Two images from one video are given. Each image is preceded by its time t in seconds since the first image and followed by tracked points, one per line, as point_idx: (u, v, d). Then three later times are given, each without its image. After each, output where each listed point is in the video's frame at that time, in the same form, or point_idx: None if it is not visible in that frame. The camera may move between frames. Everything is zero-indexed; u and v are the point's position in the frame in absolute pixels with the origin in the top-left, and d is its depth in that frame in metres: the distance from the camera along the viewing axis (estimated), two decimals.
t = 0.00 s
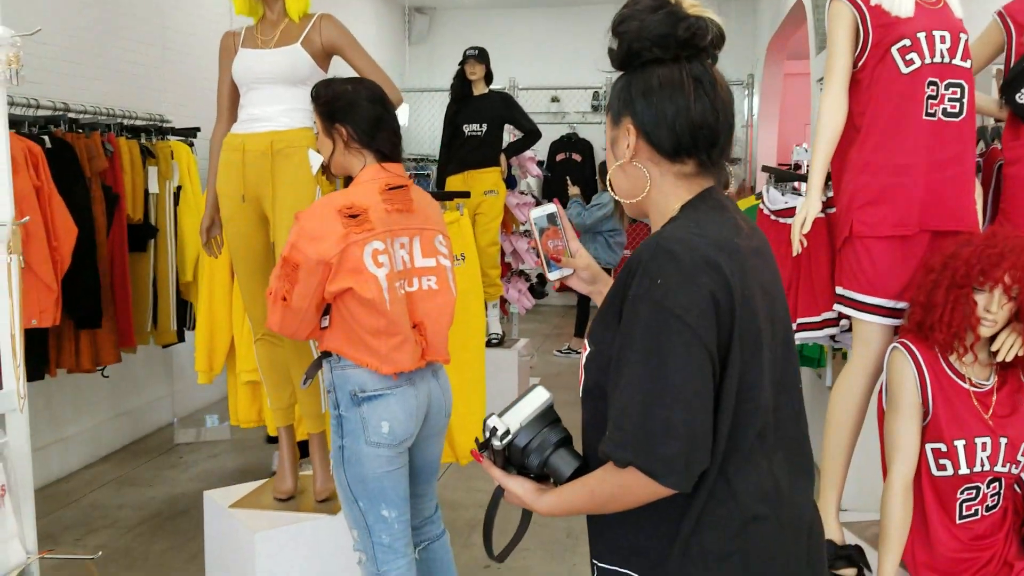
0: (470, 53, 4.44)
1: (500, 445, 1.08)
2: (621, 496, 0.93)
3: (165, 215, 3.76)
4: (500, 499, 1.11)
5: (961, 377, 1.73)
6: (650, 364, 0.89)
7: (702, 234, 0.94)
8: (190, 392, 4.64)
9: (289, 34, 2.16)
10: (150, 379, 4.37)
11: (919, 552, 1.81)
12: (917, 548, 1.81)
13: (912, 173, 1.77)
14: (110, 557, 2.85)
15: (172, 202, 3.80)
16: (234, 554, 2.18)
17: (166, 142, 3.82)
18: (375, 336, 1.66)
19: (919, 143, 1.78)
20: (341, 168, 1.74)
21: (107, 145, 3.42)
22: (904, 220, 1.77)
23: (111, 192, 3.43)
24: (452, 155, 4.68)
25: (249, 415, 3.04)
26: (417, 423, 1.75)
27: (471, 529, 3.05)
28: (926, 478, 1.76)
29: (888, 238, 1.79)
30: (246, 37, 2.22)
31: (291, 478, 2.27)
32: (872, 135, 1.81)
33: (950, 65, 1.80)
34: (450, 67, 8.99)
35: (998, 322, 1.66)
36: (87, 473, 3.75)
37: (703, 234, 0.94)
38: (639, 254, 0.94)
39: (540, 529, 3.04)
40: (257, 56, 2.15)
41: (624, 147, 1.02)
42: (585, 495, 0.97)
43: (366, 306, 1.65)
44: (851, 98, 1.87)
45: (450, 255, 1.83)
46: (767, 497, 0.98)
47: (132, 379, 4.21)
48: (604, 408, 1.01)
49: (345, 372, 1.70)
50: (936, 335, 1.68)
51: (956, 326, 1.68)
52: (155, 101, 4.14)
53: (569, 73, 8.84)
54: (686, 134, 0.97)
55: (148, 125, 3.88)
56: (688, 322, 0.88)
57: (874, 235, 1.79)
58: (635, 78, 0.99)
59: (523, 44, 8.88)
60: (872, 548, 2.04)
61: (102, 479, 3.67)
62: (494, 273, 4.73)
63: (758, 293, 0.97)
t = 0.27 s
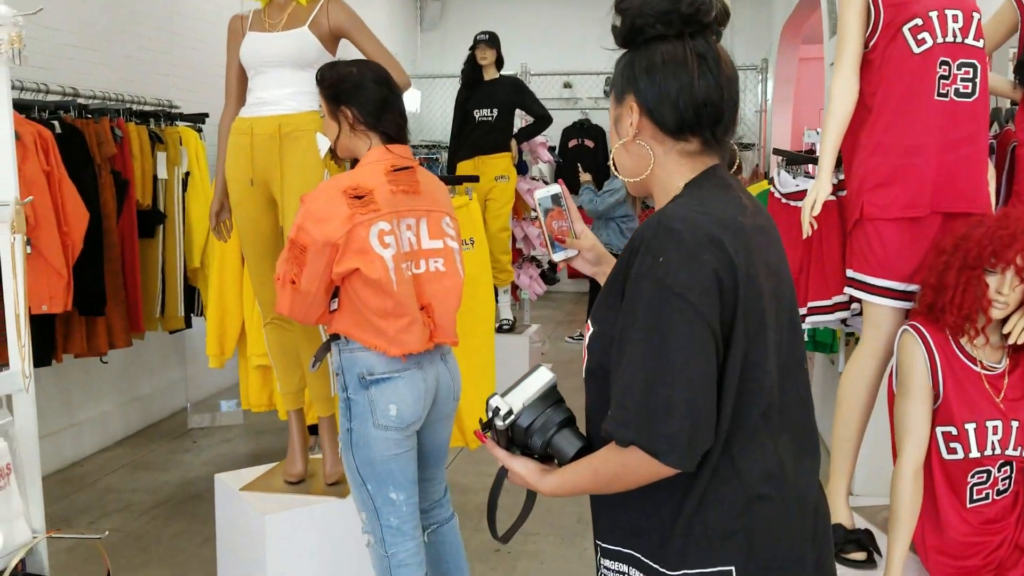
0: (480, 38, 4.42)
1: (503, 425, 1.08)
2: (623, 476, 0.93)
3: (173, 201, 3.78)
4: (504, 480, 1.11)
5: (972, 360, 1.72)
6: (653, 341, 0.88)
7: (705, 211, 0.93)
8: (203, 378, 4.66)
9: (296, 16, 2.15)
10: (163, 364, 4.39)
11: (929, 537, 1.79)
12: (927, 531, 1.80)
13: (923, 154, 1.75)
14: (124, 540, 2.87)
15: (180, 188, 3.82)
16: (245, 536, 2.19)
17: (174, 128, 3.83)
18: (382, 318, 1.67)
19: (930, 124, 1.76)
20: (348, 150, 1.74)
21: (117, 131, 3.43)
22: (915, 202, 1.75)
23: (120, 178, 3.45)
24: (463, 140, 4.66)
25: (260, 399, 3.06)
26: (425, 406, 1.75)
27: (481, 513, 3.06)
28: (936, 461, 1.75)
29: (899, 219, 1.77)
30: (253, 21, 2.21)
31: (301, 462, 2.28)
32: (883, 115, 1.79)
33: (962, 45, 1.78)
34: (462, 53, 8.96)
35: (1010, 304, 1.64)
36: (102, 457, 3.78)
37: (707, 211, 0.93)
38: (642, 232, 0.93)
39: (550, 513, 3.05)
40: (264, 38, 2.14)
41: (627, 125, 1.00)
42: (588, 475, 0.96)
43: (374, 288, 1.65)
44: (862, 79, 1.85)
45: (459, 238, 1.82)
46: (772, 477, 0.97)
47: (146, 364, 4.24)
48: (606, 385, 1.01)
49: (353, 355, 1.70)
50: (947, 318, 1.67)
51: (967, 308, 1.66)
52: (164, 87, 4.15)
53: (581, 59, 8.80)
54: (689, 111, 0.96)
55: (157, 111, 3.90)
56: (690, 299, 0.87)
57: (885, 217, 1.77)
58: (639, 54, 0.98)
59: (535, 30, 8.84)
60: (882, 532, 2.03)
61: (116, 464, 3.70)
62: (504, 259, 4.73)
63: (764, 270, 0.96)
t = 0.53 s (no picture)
0: (485, 22, 4.39)
1: (506, 408, 1.07)
2: (627, 457, 0.92)
3: (179, 187, 3.77)
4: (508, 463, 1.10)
5: (982, 341, 1.70)
6: (656, 321, 0.87)
7: (709, 190, 0.91)
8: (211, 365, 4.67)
9: None
10: (171, 352, 4.40)
11: (938, 520, 1.75)
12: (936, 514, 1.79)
13: (932, 133, 1.73)
14: (132, 526, 2.88)
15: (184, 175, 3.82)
16: (251, 521, 2.19)
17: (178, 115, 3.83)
18: (387, 302, 1.66)
19: (940, 103, 1.74)
20: (350, 133, 1.72)
21: (121, 118, 3.42)
22: (924, 182, 1.73)
23: (124, 164, 3.44)
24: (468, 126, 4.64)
25: (266, 385, 3.06)
26: (431, 391, 1.74)
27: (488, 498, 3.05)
28: (944, 443, 1.74)
29: (907, 200, 1.75)
30: (255, 4, 2.19)
31: (307, 447, 2.28)
32: (891, 94, 1.77)
33: (972, 22, 1.75)
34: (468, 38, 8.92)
35: (1020, 284, 1.62)
36: (110, 444, 3.79)
37: (711, 189, 0.91)
38: (645, 211, 0.92)
39: (558, 498, 3.04)
40: (265, 22, 2.13)
41: (631, 102, 0.98)
42: (592, 457, 0.95)
43: (379, 272, 1.64)
44: (870, 58, 1.83)
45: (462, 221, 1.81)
46: (777, 458, 0.96)
47: (154, 351, 4.25)
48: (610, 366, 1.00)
49: (358, 340, 1.69)
50: (956, 298, 1.65)
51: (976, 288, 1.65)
52: (168, 74, 4.14)
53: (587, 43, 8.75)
54: (694, 88, 0.94)
55: (162, 98, 3.89)
56: (694, 278, 0.86)
57: (893, 198, 1.75)
58: (643, 30, 0.96)
59: (541, 15, 8.79)
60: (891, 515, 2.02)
61: (125, 450, 3.71)
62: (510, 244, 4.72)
63: (769, 248, 0.94)
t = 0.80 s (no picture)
0: (493, 14, 4.38)
1: (512, 401, 1.07)
2: (634, 450, 0.91)
3: (190, 180, 3.79)
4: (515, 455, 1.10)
5: (992, 334, 1.69)
6: (663, 313, 0.86)
7: (717, 180, 0.90)
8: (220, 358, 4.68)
9: None
10: (180, 345, 4.41)
11: (948, 514, 1.75)
12: (945, 507, 1.78)
13: (942, 124, 1.72)
14: (141, 517, 2.89)
15: (195, 167, 3.83)
16: (259, 513, 2.19)
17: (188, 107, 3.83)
18: (395, 295, 1.66)
19: (951, 94, 1.72)
20: (356, 126, 1.72)
21: (130, 111, 3.43)
22: (933, 173, 1.72)
23: (135, 157, 3.45)
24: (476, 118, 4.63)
25: (274, 377, 3.07)
26: (438, 384, 1.74)
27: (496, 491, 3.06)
28: (954, 437, 1.73)
29: (917, 191, 1.74)
30: None
31: (315, 440, 2.28)
32: (901, 84, 1.75)
33: (983, 11, 1.73)
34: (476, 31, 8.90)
35: None
36: (120, 436, 3.81)
37: (720, 180, 0.90)
38: (653, 201, 0.91)
39: (565, 491, 3.04)
40: (271, 14, 2.12)
41: (639, 93, 0.98)
42: (599, 450, 0.95)
43: (387, 265, 1.64)
44: (880, 49, 1.81)
45: (470, 213, 1.80)
46: (784, 451, 0.96)
47: (164, 344, 4.26)
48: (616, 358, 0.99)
49: (365, 332, 1.69)
50: (967, 291, 1.64)
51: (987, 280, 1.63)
52: (177, 68, 4.14)
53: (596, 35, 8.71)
54: (703, 78, 0.93)
55: (171, 91, 3.90)
56: (702, 270, 0.85)
57: (902, 189, 1.74)
58: (652, 19, 0.95)
59: (550, 7, 8.76)
60: (899, 508, 2.01)
61: (134, 442, 3.72)
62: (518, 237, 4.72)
63: (778, 239, 0.93)
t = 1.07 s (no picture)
0: (502, 12, 4.38)
1: (518, 397, 1.07)
2: (640, 449, 0.91)
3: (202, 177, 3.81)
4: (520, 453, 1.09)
5: (1003, 334, 1.67)
6: (670, 312, 0.86)
7: (726, 178, 0.90)
8: (229, 355, 4.69)
9: None
10: (189, 342, 4.42)
11: (958, 516, 1.74)
12: (955, 508, 1.77)
13: (954, 122, 1.71)
14: (150, 514, 2.90)
15: (207, 164, 3.83)
16: (267, 510, 2.20)
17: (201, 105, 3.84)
18: (406, 293, 1.65)
19: (962, 92, 1.71)
20: (364, 124, 1.72)
21: (145, 109, 3.43)
22: (945, 172, 1.71)
23: (148, 155, 3.46)
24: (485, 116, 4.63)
25: (282, 375, 3.07)
26: (445, 382, 1.74)
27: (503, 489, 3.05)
28: (964, 437, 1.72)
29: (928, 190, 1.73)
30: None
31: (323, 437, 2.28)
32: (913, 82, 1.74)
33: (995, 9, 1.71)
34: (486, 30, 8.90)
35: None
36: (129, 432, 3.82)
37: (730, 178, 0.89)
38: (661, 199, 0.91)
39: (573, 490, 3.03)
40: (281, 11, 2.13)
41: (654, 87, 0.96)
42: (604, 450, 0.94)
43: (398, 262, 1.64)
44: (891, 47, 1.80)
45: (480, 209, 1.80)
46: (789, 452, 0.95)
47: (173, 341, 4.27)
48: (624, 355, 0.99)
49: (373, 330, 1.69)
50: (978, 290, 1.63)
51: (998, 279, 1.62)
52: (187, 66, 4.16)
53: (606, 33, 8.70)
54: (722, 76, 0.92)
55: (182, 89, 3.91)
56: (709, 270, 0.85)
57: (913, 188, 1.73)
58: (672, 14, 0.94)
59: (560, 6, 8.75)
60: (909, 509, 2.00)
61: (143, 439, 3.73)
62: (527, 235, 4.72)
63: (788, 237, 0.92)
